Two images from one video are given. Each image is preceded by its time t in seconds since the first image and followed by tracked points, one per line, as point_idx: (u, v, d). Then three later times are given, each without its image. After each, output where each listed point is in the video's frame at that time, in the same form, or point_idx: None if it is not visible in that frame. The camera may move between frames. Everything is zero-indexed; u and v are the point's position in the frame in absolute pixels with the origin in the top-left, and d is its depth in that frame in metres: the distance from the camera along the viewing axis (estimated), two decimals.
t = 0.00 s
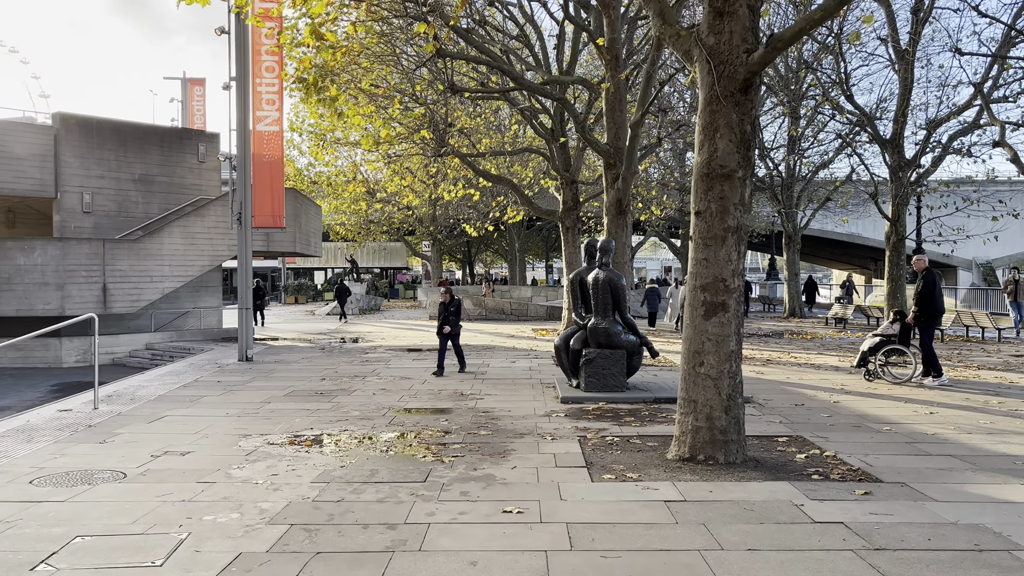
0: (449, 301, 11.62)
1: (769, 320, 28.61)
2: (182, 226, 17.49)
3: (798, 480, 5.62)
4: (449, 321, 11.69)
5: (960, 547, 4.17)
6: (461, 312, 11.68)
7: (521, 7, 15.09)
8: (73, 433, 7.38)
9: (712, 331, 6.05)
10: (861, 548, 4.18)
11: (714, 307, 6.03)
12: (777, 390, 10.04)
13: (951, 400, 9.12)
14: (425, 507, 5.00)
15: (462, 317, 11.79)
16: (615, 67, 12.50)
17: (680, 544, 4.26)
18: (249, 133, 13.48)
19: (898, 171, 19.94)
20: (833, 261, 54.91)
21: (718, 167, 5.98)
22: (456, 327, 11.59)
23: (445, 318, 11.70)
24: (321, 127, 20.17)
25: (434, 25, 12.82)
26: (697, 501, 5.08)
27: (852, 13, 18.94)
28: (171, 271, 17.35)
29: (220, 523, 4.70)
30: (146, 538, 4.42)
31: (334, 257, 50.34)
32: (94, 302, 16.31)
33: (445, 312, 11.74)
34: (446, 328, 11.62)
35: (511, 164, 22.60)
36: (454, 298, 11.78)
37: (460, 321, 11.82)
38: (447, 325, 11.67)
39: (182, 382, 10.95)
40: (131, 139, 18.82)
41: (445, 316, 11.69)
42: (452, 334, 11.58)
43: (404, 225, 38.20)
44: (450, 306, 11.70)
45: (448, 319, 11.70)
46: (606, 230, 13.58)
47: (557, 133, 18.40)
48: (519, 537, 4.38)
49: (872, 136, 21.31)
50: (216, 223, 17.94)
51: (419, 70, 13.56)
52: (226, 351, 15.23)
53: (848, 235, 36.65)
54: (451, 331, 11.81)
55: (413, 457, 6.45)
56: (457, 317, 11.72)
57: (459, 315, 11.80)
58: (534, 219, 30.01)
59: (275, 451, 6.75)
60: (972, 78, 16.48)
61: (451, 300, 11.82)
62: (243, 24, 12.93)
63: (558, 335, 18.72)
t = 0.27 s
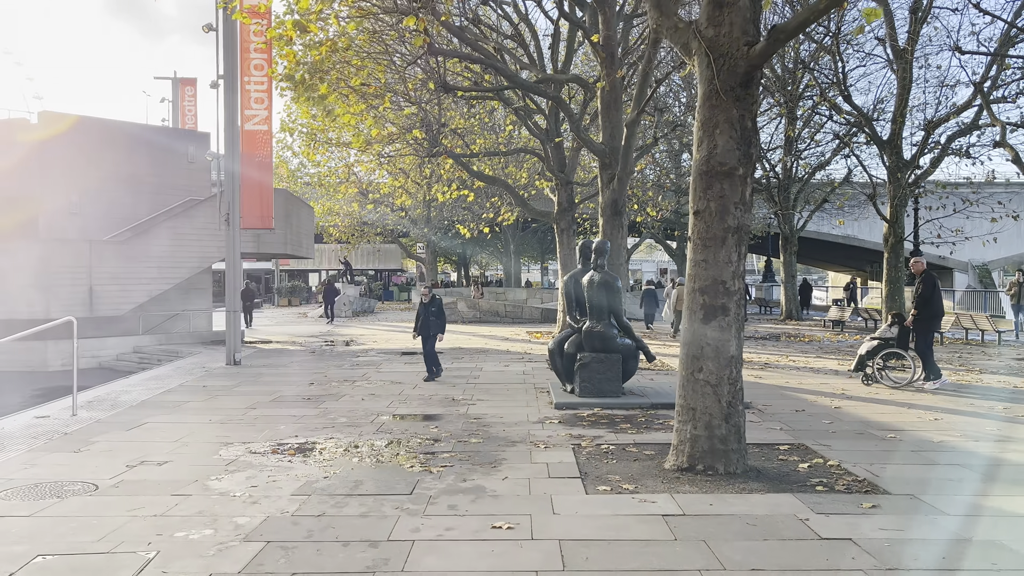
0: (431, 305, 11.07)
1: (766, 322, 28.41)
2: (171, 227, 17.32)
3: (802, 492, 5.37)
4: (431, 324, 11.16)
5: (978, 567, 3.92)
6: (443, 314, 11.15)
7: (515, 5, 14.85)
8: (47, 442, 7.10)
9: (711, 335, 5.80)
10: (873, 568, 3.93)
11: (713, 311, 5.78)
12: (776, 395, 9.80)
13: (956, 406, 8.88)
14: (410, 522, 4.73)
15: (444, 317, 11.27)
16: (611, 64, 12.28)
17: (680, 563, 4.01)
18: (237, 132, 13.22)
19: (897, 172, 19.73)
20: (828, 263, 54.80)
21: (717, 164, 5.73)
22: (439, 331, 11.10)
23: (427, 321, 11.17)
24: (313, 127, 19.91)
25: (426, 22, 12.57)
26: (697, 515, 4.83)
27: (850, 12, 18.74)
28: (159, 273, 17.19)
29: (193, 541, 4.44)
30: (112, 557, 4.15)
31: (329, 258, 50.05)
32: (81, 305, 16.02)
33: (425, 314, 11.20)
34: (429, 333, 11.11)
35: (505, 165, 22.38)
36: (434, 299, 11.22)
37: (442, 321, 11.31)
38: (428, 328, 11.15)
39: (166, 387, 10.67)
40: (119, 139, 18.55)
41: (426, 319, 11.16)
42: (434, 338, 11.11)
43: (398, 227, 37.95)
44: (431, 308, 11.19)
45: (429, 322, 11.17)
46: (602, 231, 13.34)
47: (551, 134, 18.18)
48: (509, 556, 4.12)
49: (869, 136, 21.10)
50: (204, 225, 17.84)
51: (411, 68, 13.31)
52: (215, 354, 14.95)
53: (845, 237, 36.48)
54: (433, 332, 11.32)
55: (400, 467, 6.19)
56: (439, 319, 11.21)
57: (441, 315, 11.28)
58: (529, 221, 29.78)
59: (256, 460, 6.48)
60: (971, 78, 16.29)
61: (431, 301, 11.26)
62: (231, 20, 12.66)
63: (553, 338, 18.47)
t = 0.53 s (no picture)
0: (413, 307, 10.82)
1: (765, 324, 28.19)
2: (163, 228, 17.18)
3: (810, 504, 5.12)
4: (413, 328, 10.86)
5: None
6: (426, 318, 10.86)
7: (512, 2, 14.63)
8: (24, 449, 6.83)
9: (715, 339, 5.55)
10: None
11: (717, 313, 5.54)
12: (779, 400, 9.56)
13: (964, 411, 8.64)
14: (399, 537, 4.47)
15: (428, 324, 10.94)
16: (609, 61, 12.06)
17: None
18: (228, 130, 12.96)
19: (898, 173, 19.50)
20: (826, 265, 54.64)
21: (722, 160, 5.49)
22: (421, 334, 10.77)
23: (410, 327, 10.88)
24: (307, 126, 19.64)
25: (421, 18, 12.34)
26: (703, 529, 4.57)
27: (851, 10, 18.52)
28: (150, 274, 16.97)
29: (168, 557, 4.18)
30: None
31: (324, 260, 49.76)
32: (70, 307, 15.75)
33: (409, 321, 10.92)
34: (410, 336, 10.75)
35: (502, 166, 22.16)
36: (419, 305, 10.99)
37: (427, 329, 10.96)
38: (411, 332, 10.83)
39: (154, 391, 10.40)
40: (110, 138, 18.27)
41: (409, 324, 10.86)
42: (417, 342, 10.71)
43: (394, 227, 37.74)
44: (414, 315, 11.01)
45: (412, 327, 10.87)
46: (599, 231, 13.09)
47: (548, 133, 17.96)
48: (504, 575, 3.86)
49: (870, 136, 20.89)
50: (196, 226, 17.68)
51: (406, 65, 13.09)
52: (206, 357, 14.68)
53: (843, 238, 36.29)
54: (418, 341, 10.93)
55: (391, 476, 5.93)
56: (422, 324, 10.88)
57: (426, 323, 10.96)
58: (526, 221, 29.55)
59: (240, 469, 6.21)
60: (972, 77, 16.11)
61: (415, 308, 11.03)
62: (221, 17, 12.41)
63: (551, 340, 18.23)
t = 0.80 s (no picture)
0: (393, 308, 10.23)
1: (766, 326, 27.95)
2: (155, 228, 16.92)
3: (824, 514, 4.87)
4: (395, 330, 10.31)
5: None
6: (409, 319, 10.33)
7: None
8: (3, 456, 6.58)
9: (723, 342, 5.30)
10: None
11: (725, 314, 5.29)
12: (784, 403, 9.31)
13: (976, 415, 8.39)
14: (391, 550, 4.23)
15: (411, 325, 10.40)
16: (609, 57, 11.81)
17: None
18: (221, 128, 12.71)
19: (900, 173, 19.27)
20: (826, 266, 54.40)
21: (729, 154, 5.24)
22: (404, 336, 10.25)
23: (393, 327, 10.33)
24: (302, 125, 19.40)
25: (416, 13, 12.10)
26: (712, 542, 4.32)
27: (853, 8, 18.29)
28: (142, 274, 16.70)
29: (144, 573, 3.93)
30: None
31: (321, 261, 49.47)
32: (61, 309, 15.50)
33: (392, 321, 10.36)
34: (394, 338, 10.19)
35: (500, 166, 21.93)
36: (401, 305, 10.45)
37: (409, 330, 10.43)
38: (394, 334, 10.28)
39: (144, 394, 10.15)
40: (102, 136, 18.02)
41: (392, 325, 10.29)
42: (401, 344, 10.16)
43: (392, 228, 37.46)
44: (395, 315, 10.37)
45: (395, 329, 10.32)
46: (600, 231, 12.84)
47: (547, 132, 17.77)
48: None
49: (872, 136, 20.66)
50: (189, 227, 17.43)
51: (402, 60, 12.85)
52: (199, 360, 14.43)
53: (844, 239, 36.07)
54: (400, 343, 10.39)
55: (384, 484, 5.68)
56: (405, 325, 10.34)
57: (408, 323, 10.42)
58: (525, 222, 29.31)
59: (227, 476, 5.97)
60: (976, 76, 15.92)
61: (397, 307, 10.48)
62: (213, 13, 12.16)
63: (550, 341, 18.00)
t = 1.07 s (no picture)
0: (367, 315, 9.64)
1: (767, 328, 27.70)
2: (149, 229, 16.73)
3: (838, 529, 4.62)
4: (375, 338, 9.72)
5: None
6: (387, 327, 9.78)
7: None
8: None
9: (731, 347, 5.07)
10: None
11: (733, 318, 5.06)
12: (790, 408, 9.07)
13: (988, 421, 8.14)
14: (381, 568, 3.98)
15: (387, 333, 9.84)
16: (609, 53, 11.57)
17: None
18: (214, 127, 12.48)
19: (904, 173, 18.99)
20: (827, 268, 54.16)
21: (738, 150, 5.01)
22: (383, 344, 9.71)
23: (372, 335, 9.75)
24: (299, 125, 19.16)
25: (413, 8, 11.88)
26: (721, 559, 4.08)
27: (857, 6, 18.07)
28: (135, 276, 16.47)
29: None
30: None
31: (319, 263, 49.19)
32: (53, 310, 15.25)
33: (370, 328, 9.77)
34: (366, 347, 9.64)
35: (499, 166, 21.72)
36: (378, 312, 9.86)
37: (386, 338, 9.89)
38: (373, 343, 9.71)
39: (133, 399, 9.89)
40: (97, 134, 17.82)
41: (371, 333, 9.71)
42: (380, 353, 9.59)
43: (390, 229, 37.20)
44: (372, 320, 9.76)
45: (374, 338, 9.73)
46: (600, 232, 12.60)
47: (546, 131, 17.55)
48: None
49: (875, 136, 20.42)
50: (183, 227, 17.22)
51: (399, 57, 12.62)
52: (192, 363, 14.18)
53: (845, 240, 35.82)
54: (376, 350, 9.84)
55: (375, 495, 5.44)
56: (384, 333, 9.77)
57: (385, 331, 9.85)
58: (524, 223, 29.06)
59: (212, 486, 5.72)
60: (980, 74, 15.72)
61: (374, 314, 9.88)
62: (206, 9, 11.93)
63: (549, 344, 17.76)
